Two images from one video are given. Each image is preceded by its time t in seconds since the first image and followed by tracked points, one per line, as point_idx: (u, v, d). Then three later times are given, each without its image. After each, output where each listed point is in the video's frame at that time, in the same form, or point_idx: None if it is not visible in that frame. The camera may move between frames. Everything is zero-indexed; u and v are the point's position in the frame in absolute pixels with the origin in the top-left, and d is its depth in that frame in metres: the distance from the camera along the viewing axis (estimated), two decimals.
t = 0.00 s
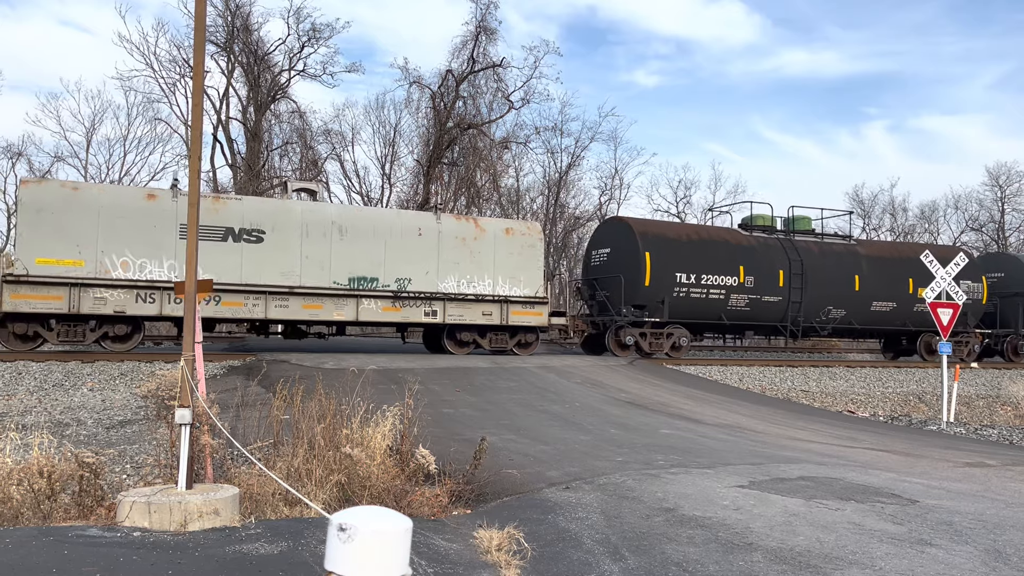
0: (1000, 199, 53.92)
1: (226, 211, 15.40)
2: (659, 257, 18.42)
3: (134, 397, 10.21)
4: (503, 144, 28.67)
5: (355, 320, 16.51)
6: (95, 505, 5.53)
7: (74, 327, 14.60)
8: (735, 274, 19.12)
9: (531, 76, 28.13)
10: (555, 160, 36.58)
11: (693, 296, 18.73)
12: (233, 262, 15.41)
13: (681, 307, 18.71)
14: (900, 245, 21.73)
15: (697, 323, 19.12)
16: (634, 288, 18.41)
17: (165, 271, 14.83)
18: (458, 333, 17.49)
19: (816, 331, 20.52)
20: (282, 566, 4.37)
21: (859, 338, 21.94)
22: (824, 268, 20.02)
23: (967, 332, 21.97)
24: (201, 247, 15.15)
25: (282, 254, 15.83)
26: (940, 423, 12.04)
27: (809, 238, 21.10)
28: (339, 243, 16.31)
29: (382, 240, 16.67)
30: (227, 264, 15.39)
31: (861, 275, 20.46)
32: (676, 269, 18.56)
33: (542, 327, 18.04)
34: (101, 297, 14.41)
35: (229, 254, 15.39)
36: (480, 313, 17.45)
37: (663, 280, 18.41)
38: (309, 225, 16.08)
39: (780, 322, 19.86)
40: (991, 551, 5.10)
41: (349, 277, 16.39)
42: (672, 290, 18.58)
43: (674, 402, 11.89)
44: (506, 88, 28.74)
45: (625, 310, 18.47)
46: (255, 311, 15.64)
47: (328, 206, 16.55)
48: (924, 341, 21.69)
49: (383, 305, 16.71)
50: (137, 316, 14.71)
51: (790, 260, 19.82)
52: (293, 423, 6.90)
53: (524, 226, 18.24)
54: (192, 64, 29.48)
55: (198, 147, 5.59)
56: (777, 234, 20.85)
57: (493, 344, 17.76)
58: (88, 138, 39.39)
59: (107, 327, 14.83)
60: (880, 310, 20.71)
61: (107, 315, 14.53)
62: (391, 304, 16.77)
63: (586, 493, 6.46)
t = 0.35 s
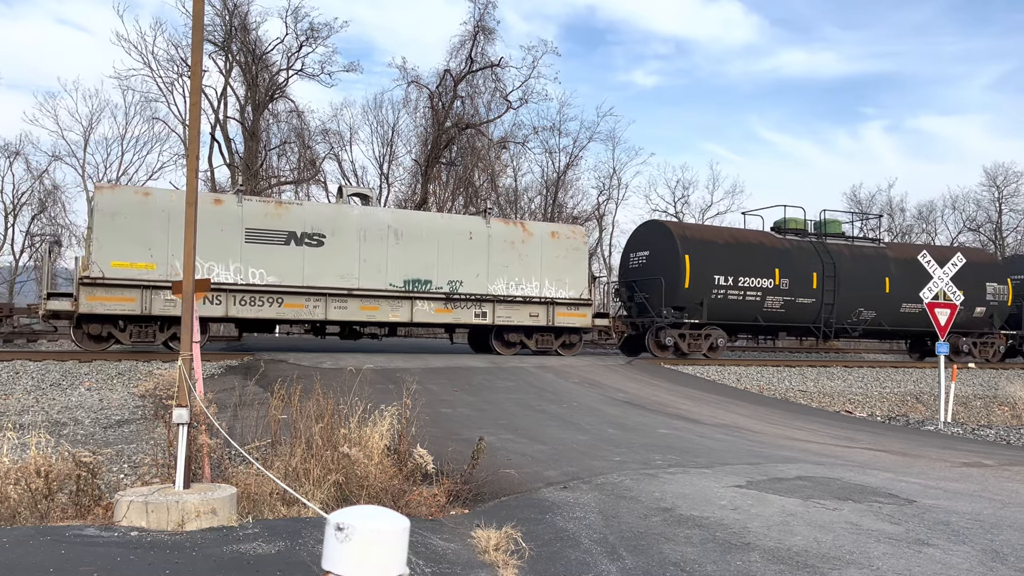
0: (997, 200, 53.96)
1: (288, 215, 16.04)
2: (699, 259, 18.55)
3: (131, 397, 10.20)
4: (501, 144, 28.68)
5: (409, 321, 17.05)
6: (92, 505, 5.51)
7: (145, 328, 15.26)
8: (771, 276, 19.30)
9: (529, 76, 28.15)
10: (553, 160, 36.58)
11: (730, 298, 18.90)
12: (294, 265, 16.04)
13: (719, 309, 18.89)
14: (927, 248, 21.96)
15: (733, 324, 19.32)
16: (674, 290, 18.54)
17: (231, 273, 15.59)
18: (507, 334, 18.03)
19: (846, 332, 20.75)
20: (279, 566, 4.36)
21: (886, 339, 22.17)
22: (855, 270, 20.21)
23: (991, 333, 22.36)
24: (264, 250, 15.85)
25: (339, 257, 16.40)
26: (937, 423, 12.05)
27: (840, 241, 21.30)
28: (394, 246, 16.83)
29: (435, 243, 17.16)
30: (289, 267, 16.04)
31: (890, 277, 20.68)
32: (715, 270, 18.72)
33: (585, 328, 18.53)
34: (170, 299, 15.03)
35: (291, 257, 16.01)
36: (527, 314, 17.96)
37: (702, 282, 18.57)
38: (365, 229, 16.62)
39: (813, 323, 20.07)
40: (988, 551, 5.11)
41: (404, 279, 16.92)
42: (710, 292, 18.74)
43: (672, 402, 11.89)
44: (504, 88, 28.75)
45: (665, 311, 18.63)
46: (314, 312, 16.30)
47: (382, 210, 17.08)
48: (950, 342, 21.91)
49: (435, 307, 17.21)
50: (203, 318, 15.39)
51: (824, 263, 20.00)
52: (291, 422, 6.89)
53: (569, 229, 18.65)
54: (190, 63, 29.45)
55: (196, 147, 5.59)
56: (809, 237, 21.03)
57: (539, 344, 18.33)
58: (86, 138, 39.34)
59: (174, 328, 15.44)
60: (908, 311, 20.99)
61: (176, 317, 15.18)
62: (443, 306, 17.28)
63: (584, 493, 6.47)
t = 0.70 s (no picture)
0: (994, 200, 54.08)
1: (347, 220, 16.35)
2: (735, 261, 19.04)
3: (128, 396, 10.18)
4: (499, 144, 28.70)
5: (460, 323, 17.39)
6: (88, 505, 5.49)
7: (211, 329, 15.57)
8: (804, 279, 19.83)
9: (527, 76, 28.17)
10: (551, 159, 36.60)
11: (766, 299, 19.41)
12: (352, 268, 16.37)
13: (755, 311, 19.40)
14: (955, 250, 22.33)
15: (769, 325, 19.86)
16: (711, 291, 19.03)
17: (293, 276, 15.90)
18: (551, 335, 18.49)
19: (876, 334, 21.27)
20: (277, 566, 4.35)
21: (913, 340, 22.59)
22: (885, 273, 20.76)
23: (1015, 334, 22.58)
24: (324, 253, 16.14)
25: (395, 260, 16.74)
26: (934, 423, 12.06)
27: (869, 244, 21.89)
28: (446, 250, 17.18)
29: (485, 247, 17.51)
30: (347, 269, 16.36)
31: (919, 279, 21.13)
32: (751, 273, 19.20)
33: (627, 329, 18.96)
34: (236, 301, 15.45)
35: (350, 259, 16.33)
36: (571, 316, 18.32)
37: (739, 284, 19.07)
38: (419, 233, 16.97)
39: (843, 325, 20.61)
40: (985, 550, 5.12)
41: (456, 281, 17.25)
42: (747, 294, 19.22)
43: (670, 402, 11.89)
44: (501, 88, 28.75)
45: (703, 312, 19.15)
46: (371, 314, 16.63)
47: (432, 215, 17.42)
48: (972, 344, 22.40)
49: (485, 309, 17.58)
50: (267, 318, 15.73)
51: (854, 266, 20.57)
52: (288, 422, 6.88)
53: (612, 233, 18.99)
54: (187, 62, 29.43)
55: (194, 145, 5.59)
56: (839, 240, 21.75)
57: (582, 344, 18.76)
58: (83, 138, 39.28)
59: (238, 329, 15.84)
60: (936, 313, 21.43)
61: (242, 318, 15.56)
62: (492, 308, 17.66)
63: (582, 493, 6.46)
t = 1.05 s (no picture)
0: (989, 200, 54.19)
1: (400, 223, 16.57)
2: (771, 263, 19.31)
3: (124, 396, 10.16)
4: (496, 143, 28.71)
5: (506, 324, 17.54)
6: (84, 505, 5.47)
7: (271, 330, 15.78)
8: (835, 280, 20.13)
9: (524, 75, 28.17)
10: (548, 159, 36.60)
11: (799, 301, 19.67)
12: (404, 271, 16.51)
13: (788, 312, 19.68)
14: (979, 252, 22.67)
15: (800, 326, 20.13)
16: (747, 293, 19.26)
17: (350, 278, 16.05)
18: (592, 336, 18.61)
19: (903, 334, 21.63)
20: (273, 566, 4.35)
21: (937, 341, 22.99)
22: (913, 275, 21.08)
23: None
24: (378, 256, 16.32)
25: (445, 262, 16.89)
26: (930, 423, 12.07)
27: (896, 246, 22.25)
28: (493, 253, 17.33)
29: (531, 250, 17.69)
30: (399, 272, 16.50)
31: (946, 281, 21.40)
32: (785, 275, 19.47)
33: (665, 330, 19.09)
34: (296, 303, 15.61)
35: (402, 262, 16.47)
36: (612, 318, 18.45)
37: (774, 286, 19.33)
38: (468, 236, 17.11)
39: (872, 326, 20.92)
40: (980, 549, 5.14)
41: (503, 284, 17.42)
42: (780, 295, 19.49)
43: (666, 402, 11.90)
44: (498, 88, 28.75)
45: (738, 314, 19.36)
46: (422, 315, 16.77)
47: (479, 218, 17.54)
48: (996, 345, 22.87)
49: (530, 310, 17.71)
50: (324, 320, 15.92)
51: (883, 268, 20.89)
52: (284, 422, 6.88)
53: (652, 237, 19.14)
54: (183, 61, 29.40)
55: (189, 144, 5.57)
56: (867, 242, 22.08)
57: (622, 345, 18.93)
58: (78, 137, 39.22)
59: (297, 330, 16.03)
60: (961, 314, 21.75)
61: (301, 319, 15.75)
62: (538, 309, 17.79)
63: (579, 492, 6.47)
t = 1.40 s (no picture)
0: (985, 200, 54.32)
1: (450, 227, 17.15)
2: (802, 266, 19.98)
3: (119, 396, 10.14)
4: (492, 143, 28.72)
5: (550, 325, 18.12)
6: (79, 505, 5.45)
7: (326, 331, 16.31)
8: (863, 282, 20.74)
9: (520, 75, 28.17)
10: (544, 158, 36.59)
11: (828, 302, 20.30)
12: (454, 274, 17.13)
13: (819, 313, 20.29)
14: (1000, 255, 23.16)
15: (830, 327, 20.74)
16: (779, 295, 19.91)
17: (403, 281, 16.66)
18: (631, 337, 19.14)
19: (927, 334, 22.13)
20: (268, 566, 4.35)
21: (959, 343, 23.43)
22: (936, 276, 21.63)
23: None
24: (430, 259, 16.95)
25: (494, 265, 17.49)
26: (925, 422, 12.11)
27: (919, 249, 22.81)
28: (539, 256, 17.95)
29: (575, 253, 18.29)
30: (449, 275, 17.14)
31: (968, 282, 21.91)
32: (816, 277, 20.12)
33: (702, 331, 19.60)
34: (352, 305, 16.22)
35: (451, 265, 17.09)
36: (650, 318, 19.01)
37: (804, 287, 19.97)
38: (515, 240, 17.75)
39: (898, 326, 21.50)
40: (975, 548, 5.15)
41: (548, 286, 18.02)
42: (811, 297, 20.13)
43: (663, 401, 11.91)
44: (494, 87, 28.75)
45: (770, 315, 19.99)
46: (470, 316, 17.39)
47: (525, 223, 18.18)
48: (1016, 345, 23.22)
49: (573, 312, 18.27)
50: (378, 321, 16.48)
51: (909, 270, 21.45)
52: (280, 421, 6.87)
53: (689, 241, 19.76)
54: (179, 61, 29.36)
55: (184, 144, 5.55)
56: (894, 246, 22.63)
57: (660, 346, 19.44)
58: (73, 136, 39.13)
59: (351, 330, 16.56)
60: (983, 315, 22.19)
61: (356, 320, 16.35)
62: (580, 311, 18.36)
63: (575, 492, 6.47)
